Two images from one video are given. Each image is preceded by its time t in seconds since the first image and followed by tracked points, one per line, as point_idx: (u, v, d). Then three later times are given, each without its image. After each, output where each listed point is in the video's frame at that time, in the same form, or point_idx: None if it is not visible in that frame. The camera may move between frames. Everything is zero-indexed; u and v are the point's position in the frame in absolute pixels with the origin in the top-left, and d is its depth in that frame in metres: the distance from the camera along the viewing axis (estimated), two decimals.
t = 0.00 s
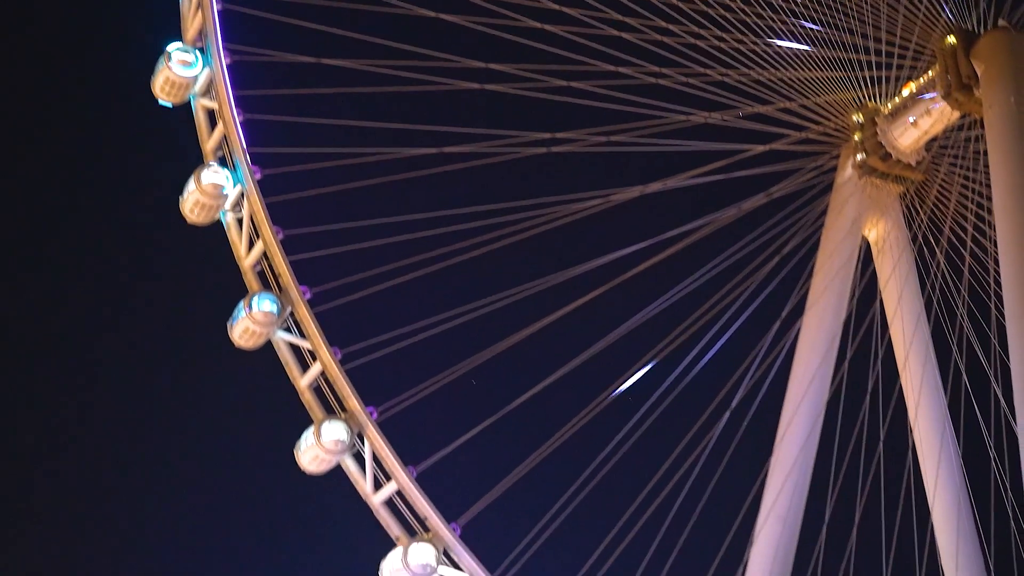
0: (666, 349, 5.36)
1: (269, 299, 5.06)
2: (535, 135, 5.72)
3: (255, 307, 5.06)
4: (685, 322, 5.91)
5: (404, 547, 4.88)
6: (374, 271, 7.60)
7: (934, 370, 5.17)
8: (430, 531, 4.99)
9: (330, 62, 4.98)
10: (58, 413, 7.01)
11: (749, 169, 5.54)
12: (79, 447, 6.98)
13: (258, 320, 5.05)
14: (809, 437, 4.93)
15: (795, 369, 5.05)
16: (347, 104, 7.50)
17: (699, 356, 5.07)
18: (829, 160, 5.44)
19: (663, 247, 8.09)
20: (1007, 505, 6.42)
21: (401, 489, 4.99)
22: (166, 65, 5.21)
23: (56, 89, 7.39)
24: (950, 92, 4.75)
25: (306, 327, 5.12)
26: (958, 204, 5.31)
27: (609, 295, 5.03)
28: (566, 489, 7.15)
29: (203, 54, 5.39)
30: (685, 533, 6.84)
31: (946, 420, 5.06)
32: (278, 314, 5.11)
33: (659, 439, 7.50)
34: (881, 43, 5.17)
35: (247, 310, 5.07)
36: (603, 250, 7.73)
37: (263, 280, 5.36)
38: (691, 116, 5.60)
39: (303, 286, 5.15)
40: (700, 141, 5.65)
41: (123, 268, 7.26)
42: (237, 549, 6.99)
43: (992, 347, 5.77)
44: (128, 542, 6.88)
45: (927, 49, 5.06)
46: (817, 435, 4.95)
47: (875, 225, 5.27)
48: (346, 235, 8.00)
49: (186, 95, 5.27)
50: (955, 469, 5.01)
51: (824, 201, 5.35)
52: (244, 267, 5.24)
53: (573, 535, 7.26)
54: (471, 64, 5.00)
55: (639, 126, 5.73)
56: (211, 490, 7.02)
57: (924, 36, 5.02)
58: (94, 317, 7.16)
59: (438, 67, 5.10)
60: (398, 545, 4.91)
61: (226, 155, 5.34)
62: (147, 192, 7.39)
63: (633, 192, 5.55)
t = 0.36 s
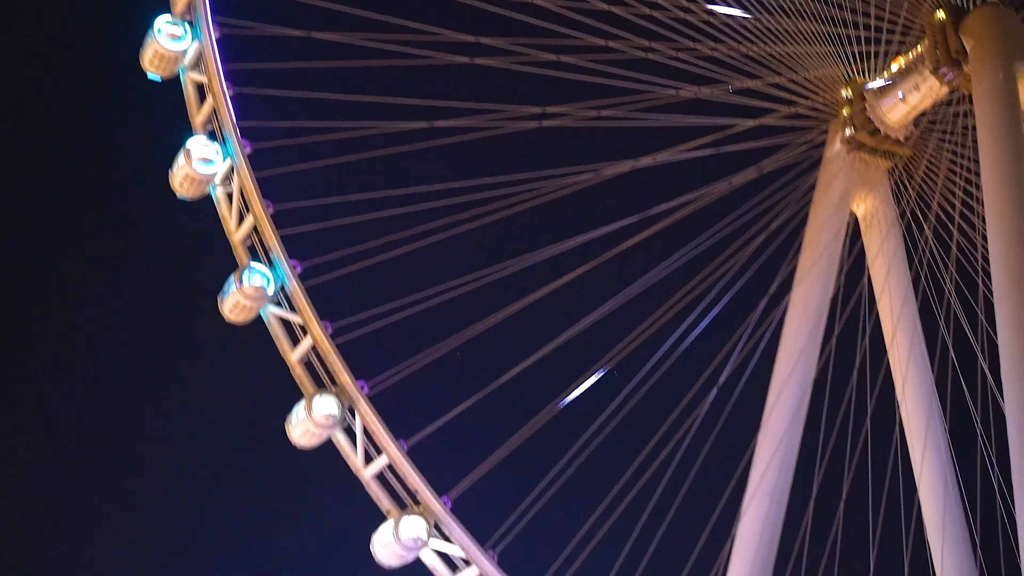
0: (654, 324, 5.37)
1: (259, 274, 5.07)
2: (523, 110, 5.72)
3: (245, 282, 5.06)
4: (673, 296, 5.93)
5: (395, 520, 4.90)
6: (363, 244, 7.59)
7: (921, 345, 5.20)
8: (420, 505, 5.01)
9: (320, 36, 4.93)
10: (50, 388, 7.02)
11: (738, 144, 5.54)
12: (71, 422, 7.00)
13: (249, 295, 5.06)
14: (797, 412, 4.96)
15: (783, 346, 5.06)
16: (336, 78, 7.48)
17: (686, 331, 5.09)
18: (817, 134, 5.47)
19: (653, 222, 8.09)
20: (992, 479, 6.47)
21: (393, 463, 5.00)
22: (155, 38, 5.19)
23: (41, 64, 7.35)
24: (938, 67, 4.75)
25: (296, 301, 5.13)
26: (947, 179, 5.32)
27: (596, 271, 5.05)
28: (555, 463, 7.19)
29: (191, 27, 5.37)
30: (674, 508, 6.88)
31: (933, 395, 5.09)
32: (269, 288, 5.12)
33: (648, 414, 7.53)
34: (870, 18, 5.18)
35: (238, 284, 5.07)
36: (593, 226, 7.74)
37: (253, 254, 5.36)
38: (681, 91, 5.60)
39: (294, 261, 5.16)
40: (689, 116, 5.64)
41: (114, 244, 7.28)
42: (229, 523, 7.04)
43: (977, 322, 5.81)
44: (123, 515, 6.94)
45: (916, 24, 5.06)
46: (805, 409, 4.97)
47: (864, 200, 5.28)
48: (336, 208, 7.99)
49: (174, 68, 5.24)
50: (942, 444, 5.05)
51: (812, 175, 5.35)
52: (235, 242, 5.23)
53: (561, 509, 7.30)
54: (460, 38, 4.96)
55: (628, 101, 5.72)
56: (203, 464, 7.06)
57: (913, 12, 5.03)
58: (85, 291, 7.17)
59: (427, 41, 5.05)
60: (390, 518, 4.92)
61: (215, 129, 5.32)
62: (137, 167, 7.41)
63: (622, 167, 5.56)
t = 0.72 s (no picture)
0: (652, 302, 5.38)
1: (259, 252, 5.07)
2: (521, 87, 5.70)
3: (244, 260, 5.06)
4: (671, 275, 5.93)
5: (394, 498, 4.92)
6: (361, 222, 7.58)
7: (918, 323, 5.22)
8: (419, 482, 5.04)
9: (319, 14, 4.90)
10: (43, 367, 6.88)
11: (736, 122, 5.53)
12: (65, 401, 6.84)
13: (248, 273, 5.06)
14: (795, 390, 4.96)
15: (780, 324, 5.08)
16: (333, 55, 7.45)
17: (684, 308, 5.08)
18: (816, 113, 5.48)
19: (650, 200, 8.07)
20: (987, 458, 6.52)
21: (392, 441, 5.03)
22: (153, 15, 5.19)
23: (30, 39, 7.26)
24: (936, 46, 4.74)
25: (296, 279, 5.14)
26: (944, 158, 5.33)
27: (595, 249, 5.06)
28: (554, 442, 7.20)
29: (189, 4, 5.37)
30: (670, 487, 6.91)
31: (930, 373, 5.12)
32: (268, 266, 5.13)
33: (644, 393, 7.52)
34: None
35: (237, 262, 5.07)
36: (590, 205, 7.72)
37: (252, 232, 5.36)
38: (680, 68, 5.58)
39: (294, 239, 5.16)
40: (688, 93, 5.63)
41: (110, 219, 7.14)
42: (226, 503, 6.95)
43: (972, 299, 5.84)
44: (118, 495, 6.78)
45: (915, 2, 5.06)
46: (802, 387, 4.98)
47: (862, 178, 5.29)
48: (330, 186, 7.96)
49: (172, 46, 5.24)
50: (939, 422, 5.08)
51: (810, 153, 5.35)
52: (234, 219, 5.22)
53: (558, 488, 7.31)
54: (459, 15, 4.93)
55: (627, 78, 5.69)
56: (201, 445, 6.96)
57: None
58: (80, 268, 7.06)
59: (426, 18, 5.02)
60: (389, 496, 4.95)
61: (213, 106, 5.31)
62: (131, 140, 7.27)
63: (621, 145, 5.54)
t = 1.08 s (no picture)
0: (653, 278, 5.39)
1: (263, 224, 5.10)
2: (525, 61, 5.68)
3: (248, 233, 5.07)
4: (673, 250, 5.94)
5: (398, 470, 4.94)
6: (365, 195, 7.58)
7: (920, 299, 5.23)
8: (424, 455, 5.09)
9: None
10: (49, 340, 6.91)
11: (740, 96, 5.51)
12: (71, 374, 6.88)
13: (252, 246, 5.06)
14: (796, 366, 4.97)
15: (782, 300, 5.08)
16: (336, 26, 7.42)
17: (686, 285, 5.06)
18: (819, 87, 5.46)
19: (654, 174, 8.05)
20: (989, 434, 6.53)
21: (396, 413, 5.07)
22: None
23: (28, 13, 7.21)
24: (941, 21, 4.72)
25: (301, 252, 5.17)
26: (947, 133, 5.32)
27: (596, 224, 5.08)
28: (559, 415, 7.23)
29: None
30: (672, 460, 6.96)
31: (932, 350, 5.13)
32: (273, 239, 5.15)
33: (648, 366, 7.54)
34: None
35: (242, 235, 5.07)
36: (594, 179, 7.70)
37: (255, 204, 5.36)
38: (684, 42, 5.53)
39: (298, 211, 5.19)
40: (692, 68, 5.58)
41: (114, 191, 7.09)
42: (230, 482, 6.98)
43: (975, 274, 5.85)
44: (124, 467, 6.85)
45: None
46: (804, 363, 4.99)
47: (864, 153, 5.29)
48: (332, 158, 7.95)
49: (176, 17, 5.25)
50: (940, 398, 5.10)
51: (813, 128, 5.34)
52: (238, 192, 5.22)
53: (561, 461, 7.36)
54: None
55: (630, 52, 5.65)
56: (204, 421, 6.96)
57: None
58: (83, 242, 7.01)
59: None
60: (392, 467, 4.97)
61: (217, 78, 5.30)
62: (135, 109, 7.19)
63: (624, 119, 5.52)
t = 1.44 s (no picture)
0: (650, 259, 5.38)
1: (263, 204, 5.12)
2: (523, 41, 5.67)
3: (248, 213, 5.10)
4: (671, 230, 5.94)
5: (397, 448, 4.97)
6: (364, 175, 7.57)
7: (918, 280, 5.23)
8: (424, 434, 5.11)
9: None
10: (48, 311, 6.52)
11: (738, 77, 5.49)
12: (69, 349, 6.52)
13: (252, 225, 5.10)
14: (794, 347, 4.98)
15: (780, 280, 5.08)
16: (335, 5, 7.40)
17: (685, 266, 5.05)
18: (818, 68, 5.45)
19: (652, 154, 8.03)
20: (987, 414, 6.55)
21: (395, 392, 5.05)
22: None
23: None
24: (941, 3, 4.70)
25: (301, 232, 5.13)
26: (946, 114, 5.31)
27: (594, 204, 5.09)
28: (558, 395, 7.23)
29: None
30: (672, 439, 6.96)
31: (929, 331, 5.14)
32: (273, 219, 5.17)
33: (645, 347, 7.56)
34: None
35: (242, 215, 5.10)
36: (594, 159, 7.69)
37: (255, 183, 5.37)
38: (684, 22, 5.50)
39: (297, 190, 5.14)
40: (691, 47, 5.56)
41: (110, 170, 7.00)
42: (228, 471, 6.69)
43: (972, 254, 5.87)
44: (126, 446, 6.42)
45: None
46: (801, 345, 5.00)
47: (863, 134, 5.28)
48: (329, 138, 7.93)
49: None
50: (937, 379, 5.11)
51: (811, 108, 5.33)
52: (238, 171, 5.23)
53: (560, 441, 7.36)
54: None
55: (629, 31, 5.62)
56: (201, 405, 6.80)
57: None
58: (74, 223, 6.75)
59: None
60: (392, 447, 5.00)
61: (217, 57, 5.30)
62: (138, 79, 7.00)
63: (624, 99, 5.48)
